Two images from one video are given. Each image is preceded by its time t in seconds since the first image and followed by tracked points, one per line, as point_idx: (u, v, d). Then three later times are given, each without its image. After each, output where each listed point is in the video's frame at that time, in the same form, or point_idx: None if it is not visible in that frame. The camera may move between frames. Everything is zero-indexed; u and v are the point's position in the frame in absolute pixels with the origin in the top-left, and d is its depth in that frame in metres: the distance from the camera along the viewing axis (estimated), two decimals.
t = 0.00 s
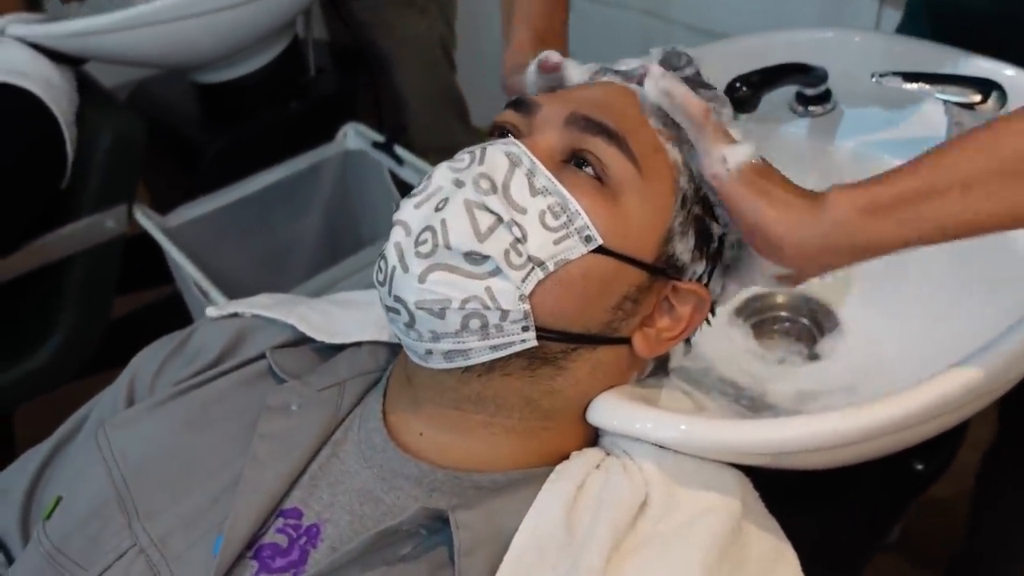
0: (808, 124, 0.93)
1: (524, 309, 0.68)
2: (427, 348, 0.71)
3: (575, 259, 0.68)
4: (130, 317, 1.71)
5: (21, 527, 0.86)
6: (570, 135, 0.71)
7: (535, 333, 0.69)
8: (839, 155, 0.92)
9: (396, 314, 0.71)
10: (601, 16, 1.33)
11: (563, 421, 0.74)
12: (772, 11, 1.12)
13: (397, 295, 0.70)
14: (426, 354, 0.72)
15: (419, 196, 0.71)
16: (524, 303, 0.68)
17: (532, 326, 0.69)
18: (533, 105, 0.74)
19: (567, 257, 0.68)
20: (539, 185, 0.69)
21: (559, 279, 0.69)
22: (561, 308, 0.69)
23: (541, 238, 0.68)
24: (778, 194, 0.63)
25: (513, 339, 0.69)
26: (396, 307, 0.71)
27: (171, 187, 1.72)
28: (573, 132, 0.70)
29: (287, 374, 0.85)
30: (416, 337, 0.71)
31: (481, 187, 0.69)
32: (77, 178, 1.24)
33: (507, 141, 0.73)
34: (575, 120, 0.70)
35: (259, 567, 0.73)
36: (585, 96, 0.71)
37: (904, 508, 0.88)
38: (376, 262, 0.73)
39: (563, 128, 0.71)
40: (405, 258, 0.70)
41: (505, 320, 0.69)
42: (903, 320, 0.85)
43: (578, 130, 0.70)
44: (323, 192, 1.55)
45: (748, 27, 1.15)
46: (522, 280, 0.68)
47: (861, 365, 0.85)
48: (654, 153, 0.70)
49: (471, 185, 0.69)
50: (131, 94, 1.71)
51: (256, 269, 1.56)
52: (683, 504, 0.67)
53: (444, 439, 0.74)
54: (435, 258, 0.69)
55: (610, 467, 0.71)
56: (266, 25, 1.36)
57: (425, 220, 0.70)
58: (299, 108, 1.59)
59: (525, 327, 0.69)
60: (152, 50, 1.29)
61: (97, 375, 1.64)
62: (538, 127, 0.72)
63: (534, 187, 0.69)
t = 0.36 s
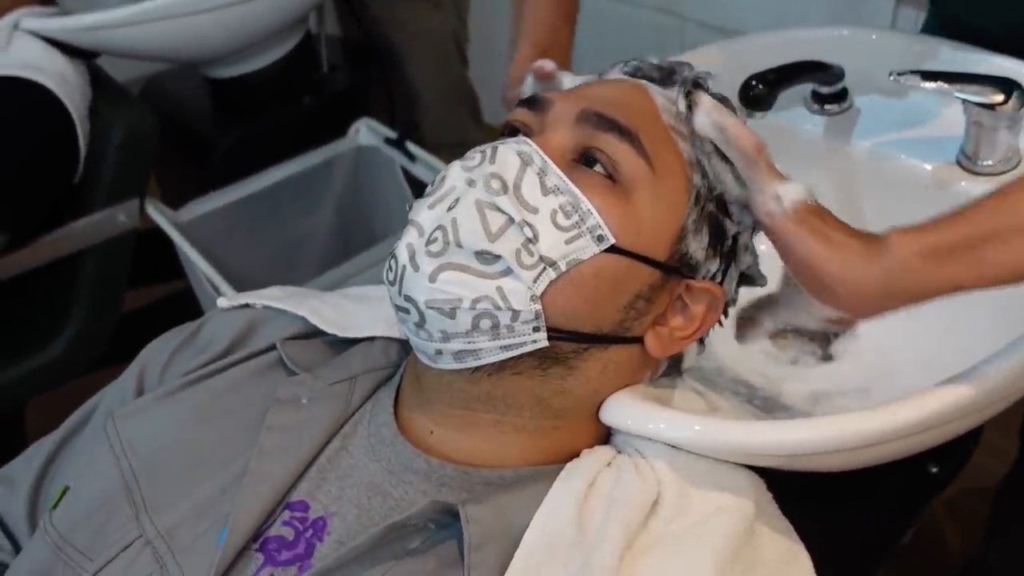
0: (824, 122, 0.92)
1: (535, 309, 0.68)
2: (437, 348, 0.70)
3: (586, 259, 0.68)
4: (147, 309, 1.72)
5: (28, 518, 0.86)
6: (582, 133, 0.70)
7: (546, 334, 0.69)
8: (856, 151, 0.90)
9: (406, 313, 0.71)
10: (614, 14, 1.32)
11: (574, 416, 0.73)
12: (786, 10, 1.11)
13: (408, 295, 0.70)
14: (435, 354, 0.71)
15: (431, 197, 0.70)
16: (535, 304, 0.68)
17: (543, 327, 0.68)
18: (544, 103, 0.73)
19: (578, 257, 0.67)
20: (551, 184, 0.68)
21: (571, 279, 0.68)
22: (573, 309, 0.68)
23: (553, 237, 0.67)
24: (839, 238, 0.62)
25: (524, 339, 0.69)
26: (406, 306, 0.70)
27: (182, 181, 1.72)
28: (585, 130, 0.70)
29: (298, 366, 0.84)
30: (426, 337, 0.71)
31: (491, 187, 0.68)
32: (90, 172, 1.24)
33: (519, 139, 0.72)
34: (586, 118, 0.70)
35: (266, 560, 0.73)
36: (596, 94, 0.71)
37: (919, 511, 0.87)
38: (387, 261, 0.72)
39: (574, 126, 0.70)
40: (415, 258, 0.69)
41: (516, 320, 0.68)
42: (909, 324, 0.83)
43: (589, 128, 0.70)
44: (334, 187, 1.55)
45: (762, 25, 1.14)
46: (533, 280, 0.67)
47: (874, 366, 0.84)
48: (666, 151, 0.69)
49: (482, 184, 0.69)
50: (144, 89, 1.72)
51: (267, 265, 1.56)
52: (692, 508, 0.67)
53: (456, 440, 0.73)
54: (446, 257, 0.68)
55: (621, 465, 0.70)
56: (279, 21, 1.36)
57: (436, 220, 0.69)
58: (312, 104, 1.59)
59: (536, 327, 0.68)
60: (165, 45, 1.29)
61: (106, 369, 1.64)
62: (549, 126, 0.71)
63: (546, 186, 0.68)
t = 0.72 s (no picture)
0: (837, 121, 0.91)
1: (537, 303, 0.67)
2: (440, 344, 0.70)
3: (589, 252, 0.67)
4: (158, 303, 1.72)
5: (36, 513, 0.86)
6: (584, 127, 0.70)
7: (549, 330, 0.68)
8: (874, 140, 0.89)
9: (408, 309, 0.71)
10: (626, 12, 1.32)
11: (581, 416, 0.73)
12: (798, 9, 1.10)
13: (409, 290, 0.70)
14: (439, 349, 0.71)
15: (432, 190, 0.71)
16: (537, 298, 0.67)
17: (545, 321, 0.68)
18: (549, 99, 0.73)
19: (581, 250, 0.67)
20: (554, 177, 0.68)
21: (574, 272, 0.68)
22: (575, 304, 0.68)
23: (555, 231, 0.67)
24: (908, 285, 0.61)
25: (528, 335, 0.68)
26: (408, 302, 0.70)
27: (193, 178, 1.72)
28: (587, 124, 0.70)
29: (305, 364, 0.84)
30: (429, 333, 0.71)
31: (493, 180, 0.68)
32: (101, 166, 1.24)
33: (522, 134, 0.72)
34: (589, 113, 0.70)
35: (271, 558, 0.72)
36: (603, 90, 0.71)
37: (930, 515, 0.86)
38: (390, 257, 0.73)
39: (577, 121, 0.70)
40: (416, 252, 0.69)
41: (518, 315, 0.67)
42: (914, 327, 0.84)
43: (592, 122, 0.69)
44: (344, 184, 1.55)
45: (775, 24, 1.13)
46: (535, 274, 0.67)
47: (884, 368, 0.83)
48: (669, 145, 0.69)
49: (484, 178, 0.69)
50: (155, 84, 1.72)
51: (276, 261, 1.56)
52: (700, 511, 0.66)
53: (460, 433, 0.73)
54: (447, 252, 0.68)
55: (629, 465, 0.69)
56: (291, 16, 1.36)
57: (437, 214, 0.69)
58: (322, 100, 1.60)
59: (538, 322, 0.68)
60: (176, 39, 1.29)
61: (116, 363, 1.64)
62: (553, 120, 0.71)
63: (547, 180, 0.68)
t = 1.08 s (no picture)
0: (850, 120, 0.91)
1: (532, 284, 0.67)
2: (441, 332, 0.71)
3: (583, 231, 0.67)
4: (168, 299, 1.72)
5: (48, 510, 0.87)
6: (576, 112, 0.70)
7: (547, 311, 0.68)
8: (883, 141, 0.88)
9: (408, 296, 0.71)
10: (635, 9, 1.31)
11: (593, 417, 0.73)
12: (814, 8, 1.09)
13: (407, 277, 0.70)
14: (441, 338, 0.71)
15: (426, 180, 0.71)
16: (531, 278, 0.67)
17: (541, 302, 0.68)
18: (544, 92, 0.74)
19: (574, 229, 0.67)
20: (545, 161, 0.68)
21: (569, 251, 0.67)
22: (572, 283, 0.68)
23: (547, 210, 0.67)
24: (901, 274, 0.63)
25: (525, 317, 0.68)
26: (407, 290, 0.71)
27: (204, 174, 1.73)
28: (579, 109, 0.70)
29: (316, 364, 0.84)
30: (429, 321, 0.71)
31: (483, 165, 0.69)
32: (112, 161, 1.23)
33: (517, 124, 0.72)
34: (582, 99, 0.70)
35: (282, 558, 0.73)
36: (594, 79, 0.72)
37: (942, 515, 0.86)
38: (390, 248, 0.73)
39: (569, 108, 0.71)
40: (412, 239, 0.69)
41: (514, 296, 0.67)
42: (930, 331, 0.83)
43: (583, 106, 0.70)
44: (354, 180, 1.55)
45: (789, 23, 1.12)
46: (527, 253, 0.67)
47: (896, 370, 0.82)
48: (661, 125, 0.69)
49: (474, 163, 0.69)
50: (167, 79, 1.72)
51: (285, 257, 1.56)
52: (711, 513, 0.66)
53: (470, 430, 0.73)
54: (439, 236, 0.68)
55: (639, 467, 0.69)
56: (301, 12, 1.36)
57: (432, 200, 0.69)
58: (333, 96, 1.60)
59: (535, 302, 0.68)
60: (187, 35, 1.29)
61: (127, 359, 1.64)
62: (547, 109, 0.72)
63: (539, 163, 0.68)
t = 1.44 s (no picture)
0: (864, 118, 0.90)
1: (539, 268, 0.67)
2: (452, 322, 0.71)
3: (587, 215, 0.67)
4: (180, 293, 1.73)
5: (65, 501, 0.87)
6: (575, 102, 0.70)
7: (555, 295, 0.68)
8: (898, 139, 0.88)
9: (417, 289, 0.72)
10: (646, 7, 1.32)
11: (608, 412, 0.73)
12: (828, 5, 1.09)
13: (416, 269, 0.71)
14: (452, 329, 0.72)
15: (430, 173, 0.72)
16: (538, 263, 0.67)
17: (549, 287, 0.68)
18: (542, 88, 0.74)
19: (578, 214, 0.67)
20: (547, 149, 0.69)
21: (574, 236, 0.67)
22: (580, 270, 0.68)
23: (550, 196, 0.67)
24: (874, 206, 0.65)
25: (534, 302, 0.68)
26: (416, 283, 0.72)
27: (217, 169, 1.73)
28: (579, 99, 0.70)
29: (332, 358, 0.85)
30: (439, 313, 0.71)
31: (486, 155, 0.69)
32: (125, 154, 1.23)
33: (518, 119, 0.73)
34: (580, 88, 0.70)
35: (298, 550, 0.73)
36: (591, 73, 0.72)
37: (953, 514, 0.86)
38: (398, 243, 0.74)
39: (568, 98, 0.71)
40: (419, 232, 0.70)
41: (522, 281, 0.67)
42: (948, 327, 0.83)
43: (582, 96, 0.70)
44: (366, 176, 1.55)
45: (804, 21, 1.12)
46: (534, 238, 0.67)
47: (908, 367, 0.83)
48: (660, 110, 0.69)
49: (477, 154, 0.70)
50: (180, 73, 1.72)
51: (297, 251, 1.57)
52: (728, 507, 0.66)
53: (485, 423, 0.73)
54: (446, 226, 0.69)
55: (654, 462, 0.70)
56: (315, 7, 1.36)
57: (436, 191, 0.70)
58: (345, 91, 1.60)
59: (543, 288, 0.68)
60: (201, 29, 1.29)
61: (139, 352, 1.65)
62: (546, 104, 0.72)
63: (541, 152, 0.69)
